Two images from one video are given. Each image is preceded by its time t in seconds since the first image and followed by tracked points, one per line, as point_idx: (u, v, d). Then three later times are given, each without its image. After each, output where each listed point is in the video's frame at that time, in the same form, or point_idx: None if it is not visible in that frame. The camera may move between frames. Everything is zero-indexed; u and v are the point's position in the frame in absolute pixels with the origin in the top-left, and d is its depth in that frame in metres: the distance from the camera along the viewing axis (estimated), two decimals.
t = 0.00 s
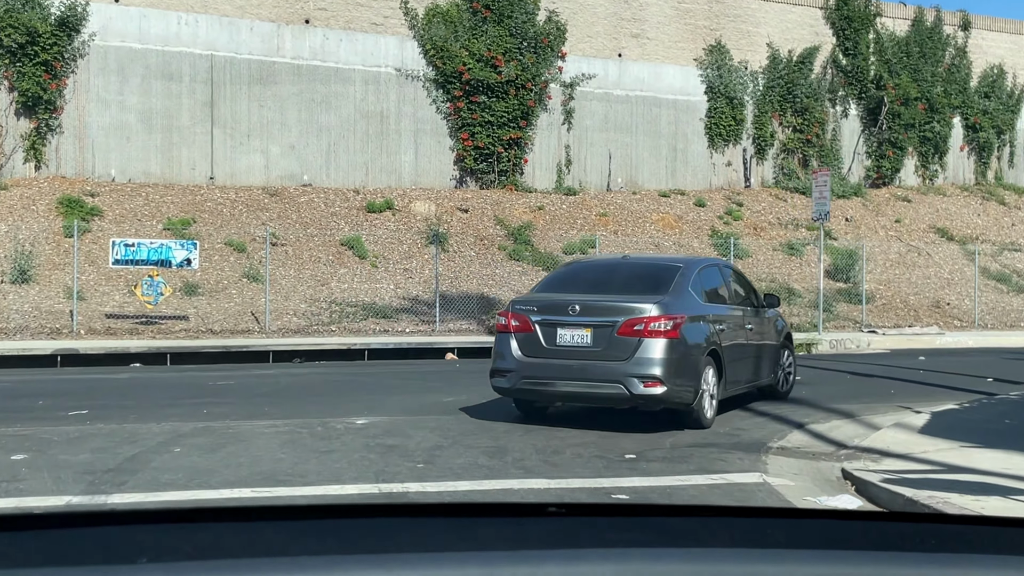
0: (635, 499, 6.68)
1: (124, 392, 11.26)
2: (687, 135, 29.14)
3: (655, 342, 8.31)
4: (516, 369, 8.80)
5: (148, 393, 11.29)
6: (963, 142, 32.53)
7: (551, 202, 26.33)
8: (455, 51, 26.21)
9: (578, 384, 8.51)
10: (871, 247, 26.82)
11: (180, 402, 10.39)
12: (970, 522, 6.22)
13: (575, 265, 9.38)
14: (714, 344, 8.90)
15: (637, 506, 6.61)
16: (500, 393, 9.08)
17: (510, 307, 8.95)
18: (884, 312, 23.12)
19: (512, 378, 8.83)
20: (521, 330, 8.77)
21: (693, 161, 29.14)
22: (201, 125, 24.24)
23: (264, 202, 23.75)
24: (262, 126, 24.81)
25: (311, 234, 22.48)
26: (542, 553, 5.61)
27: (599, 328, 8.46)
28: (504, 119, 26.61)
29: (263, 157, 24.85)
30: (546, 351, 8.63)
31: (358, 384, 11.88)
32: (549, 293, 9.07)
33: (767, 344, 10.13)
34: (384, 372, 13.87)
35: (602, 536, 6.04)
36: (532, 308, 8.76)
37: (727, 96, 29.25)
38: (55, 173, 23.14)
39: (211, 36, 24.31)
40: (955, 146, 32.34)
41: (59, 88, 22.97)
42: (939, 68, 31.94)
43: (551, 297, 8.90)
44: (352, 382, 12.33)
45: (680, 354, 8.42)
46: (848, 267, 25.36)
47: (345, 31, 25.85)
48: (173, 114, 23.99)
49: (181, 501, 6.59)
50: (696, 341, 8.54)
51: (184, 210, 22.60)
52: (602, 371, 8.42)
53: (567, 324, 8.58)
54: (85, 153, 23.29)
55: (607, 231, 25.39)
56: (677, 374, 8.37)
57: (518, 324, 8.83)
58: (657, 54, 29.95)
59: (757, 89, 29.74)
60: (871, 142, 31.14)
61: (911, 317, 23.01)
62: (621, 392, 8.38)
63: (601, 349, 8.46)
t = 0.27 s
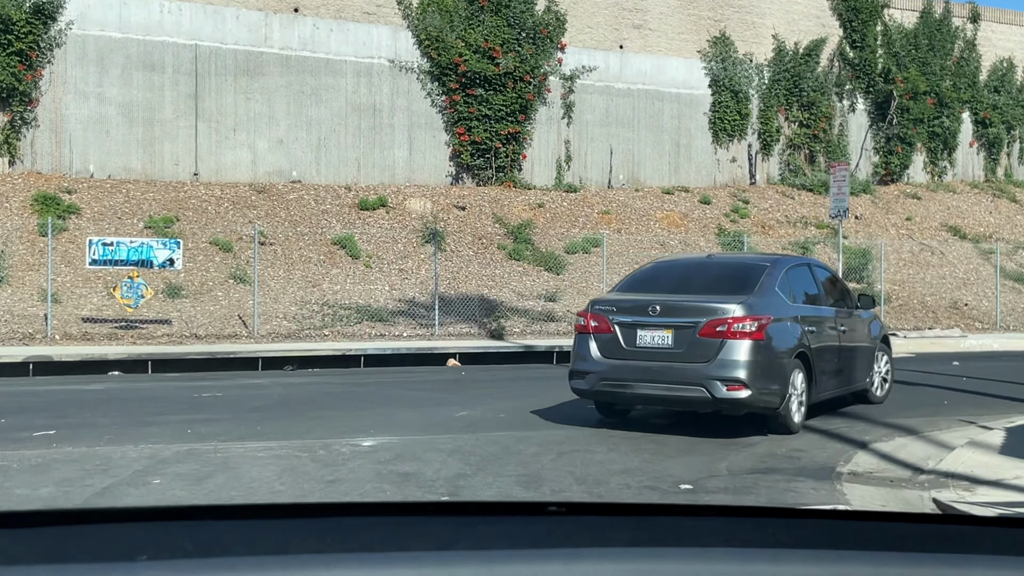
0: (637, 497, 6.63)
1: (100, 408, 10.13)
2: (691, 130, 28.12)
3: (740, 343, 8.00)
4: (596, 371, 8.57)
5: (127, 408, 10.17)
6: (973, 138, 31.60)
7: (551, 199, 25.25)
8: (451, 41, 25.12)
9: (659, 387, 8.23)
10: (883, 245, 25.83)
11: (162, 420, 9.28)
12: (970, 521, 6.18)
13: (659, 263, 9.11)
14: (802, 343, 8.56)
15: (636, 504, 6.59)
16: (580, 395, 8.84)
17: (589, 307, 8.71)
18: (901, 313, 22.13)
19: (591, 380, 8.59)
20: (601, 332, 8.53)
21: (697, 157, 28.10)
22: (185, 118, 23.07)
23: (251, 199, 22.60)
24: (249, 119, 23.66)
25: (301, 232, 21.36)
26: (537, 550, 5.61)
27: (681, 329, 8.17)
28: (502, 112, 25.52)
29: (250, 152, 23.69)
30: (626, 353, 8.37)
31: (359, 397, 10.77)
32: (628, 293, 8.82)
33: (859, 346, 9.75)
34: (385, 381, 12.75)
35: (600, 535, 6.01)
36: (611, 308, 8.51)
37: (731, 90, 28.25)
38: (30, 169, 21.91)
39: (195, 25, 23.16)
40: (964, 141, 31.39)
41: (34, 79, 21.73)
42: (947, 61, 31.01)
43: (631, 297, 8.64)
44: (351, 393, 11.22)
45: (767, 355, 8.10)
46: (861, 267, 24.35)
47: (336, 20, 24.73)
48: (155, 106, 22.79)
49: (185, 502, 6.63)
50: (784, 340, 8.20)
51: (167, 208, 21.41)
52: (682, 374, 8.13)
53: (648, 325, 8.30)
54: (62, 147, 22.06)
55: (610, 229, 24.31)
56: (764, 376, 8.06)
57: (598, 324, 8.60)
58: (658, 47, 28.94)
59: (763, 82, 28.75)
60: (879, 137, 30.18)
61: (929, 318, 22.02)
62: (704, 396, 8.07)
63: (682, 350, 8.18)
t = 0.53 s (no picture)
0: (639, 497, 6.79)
1: (78, 428, 9.17)
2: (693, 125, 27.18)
3: (839, 343, 7.89)
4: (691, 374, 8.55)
5: (109, 428, 9.22)
6: (980, 134, 30.75)
7: (550, 197, 24.28)
8: (446, 33, 24.13)
9: (754, 388, 8.17)
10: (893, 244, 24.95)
11: (149, 445, 8.34)
12: (958, 523, 6.33)
13: (756, 265, 9.08)
14: (906, 346, 8.36)
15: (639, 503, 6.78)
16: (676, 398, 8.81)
17: (684, 308, 8.72)
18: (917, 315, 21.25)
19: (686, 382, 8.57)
20: (695, 333, 8.53)
21: (700, 153, 27.13)
22: (168, 113, 22.02)
23: (238, 196, 21.56)
24: (235, 113, 22.62)
25: (290, 231, 20.33)
26: (538, 547, 5.86)
27: (776, 329, 8.11)
28: (499, 107, 24.53)
29: (237, 148, 22.65)
30: (720, 353, 8.34)
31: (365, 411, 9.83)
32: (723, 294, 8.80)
33: (966, 350, 9.50)
34: (389, 391, 11.80)
35: (604, 533, 6.22)
36: (706, 309, 8.50)
37: (734, 85, 27.36)
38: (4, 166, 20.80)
39: (179, 15, 22.12)
40: (972, 138, 30.54)
41: (9, 71, 20.63)
42: (955, 56, 30.17)
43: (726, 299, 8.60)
44: (356, 406, 10.26)
45: (868, 357, 7.96)
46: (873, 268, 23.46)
47: (327, 10, 23.71)
48: (137, 100, 21.74)
49: (184, 505, 6.73)
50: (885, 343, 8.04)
51: (149, 206, 20.37)
52: (775, 374, 8.05)
53: (742, 326, 8.27)
54: (38, 142, 20.97)
55: (612, 228, 23.36)
56: (863, 379, 7.92)
57: (692, 325, 8.59)
58: (659, 40, 28.05)
59: (767, 77, 27.85)
60: (885, 134, 29.31)
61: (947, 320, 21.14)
62: (800, 397, 7.98)
63: (777, 351, 8.11)
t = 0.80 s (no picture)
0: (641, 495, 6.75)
1: (47, 449, 8.25)
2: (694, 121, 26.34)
3: (947, 342, 7.97)
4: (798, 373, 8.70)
5: (83, 448, 8.32)
6: (986, 132, 30.02)
7: (548, 195, 23.42)
8: (440, 25, 23.23)
9: (860, 387, 8.27)
10: (901, 244, 24.16)
11: (129, 471, 7.45)
12: (962, 524, 6.28)
13: (867, 263, 9.19)
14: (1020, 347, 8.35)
15: (642, 503, 6.74)
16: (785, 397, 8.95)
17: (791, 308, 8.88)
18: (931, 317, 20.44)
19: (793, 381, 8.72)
20: (802, 332, 8.69)
21: (702, 150, 26.28)
22: (150, 107, 21.06)
23: (223, 194, 20.62)
24: (220, 108, 21.67)
25: (278, 230, 19.39)
26: (538, 547, 5.77)
27: (884, 328, 8.20)
28: (495, 102, 23.66)
29: (222, 144, 21.70)
30: (827, 353, 8.46)
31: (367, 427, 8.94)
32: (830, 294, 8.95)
33: None
34: (389, 401, 10.91)
35: (606, 532, 6.17)
36: (815, 308, 8.65)
37: (737, 80, 26.56)
38: None
39: (162, 5, 21.17)
40: (977, 135, 29.80)
41: None
42: (960, 51, 29.44)
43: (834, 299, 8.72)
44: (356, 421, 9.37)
45: (978, 356, 8.01)
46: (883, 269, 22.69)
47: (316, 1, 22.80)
48: (118, 93, 20.77)
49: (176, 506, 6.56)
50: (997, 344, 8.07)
51: (131, 203, 19.42)
52: (881, 373, 8.13)
53: (850, 325, 8.39)
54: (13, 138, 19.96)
55: (613, 227, 22.51)
56: (972, 379, 7.97)
57: (799, 324, 8.73)
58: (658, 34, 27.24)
59: (769, 72, 27.08)
60: (890, 131, 28.54)
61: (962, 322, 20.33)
62: (907, 396, 8.06)
63: (884, 350, 8.21)
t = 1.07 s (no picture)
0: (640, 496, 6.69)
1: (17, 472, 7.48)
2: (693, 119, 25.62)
3: None
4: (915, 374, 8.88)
5: (59, 471, 7.55)
6: (989, 130, 29.43)
7: (545, 195, 22.66)
8: (433, 18, 22.45)
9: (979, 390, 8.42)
10: (907, 245, 23.51)
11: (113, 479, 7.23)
12: (965, 524, 6.24)
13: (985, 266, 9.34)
14: None
15: (639, 502, 6.67)
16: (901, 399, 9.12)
17: (907, 310, 9.08)
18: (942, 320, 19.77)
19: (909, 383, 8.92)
20: (920, 334, 8.89)
21: (701, 148, 25.56)
22: (132, 102, 20.24)
23: (208, 192, 19.81)
24: (205, 103, 20.84)
25: (265, 230, 18.60)
26: (535, 546, 5.73)
27: (1002, 330, 8.37)
28: (490, 98, 22.90)
29: (207, 140, 20.88)
30: (943, 354, 8.66)
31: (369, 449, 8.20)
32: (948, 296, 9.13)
33: None
34: (389, 414, 10.16)
35: (603, 531, 6.11)
36: (932, 311, 8.84)
37: (736, 76, 25.88)
38: None
39: None
40: (981, 133, 29.19)
41: None
42: (964, 47, 28.81)
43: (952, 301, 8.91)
44: (356, 440, 8.62)
45: None
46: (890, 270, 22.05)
47: None
48: (98, 88, 19.93)
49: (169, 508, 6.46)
50: None
51: (111, 202, 18.61)
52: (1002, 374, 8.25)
53: (968, 328, 8.56)
54: None
55: (613, 227, 21.74)
56: None
57: (917, 327, 8.93)
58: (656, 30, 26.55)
59: (770, 68, 26.42)
60: (893, 129, 27.90)
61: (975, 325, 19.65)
62: None
63: (1002, 352, 8.37)
